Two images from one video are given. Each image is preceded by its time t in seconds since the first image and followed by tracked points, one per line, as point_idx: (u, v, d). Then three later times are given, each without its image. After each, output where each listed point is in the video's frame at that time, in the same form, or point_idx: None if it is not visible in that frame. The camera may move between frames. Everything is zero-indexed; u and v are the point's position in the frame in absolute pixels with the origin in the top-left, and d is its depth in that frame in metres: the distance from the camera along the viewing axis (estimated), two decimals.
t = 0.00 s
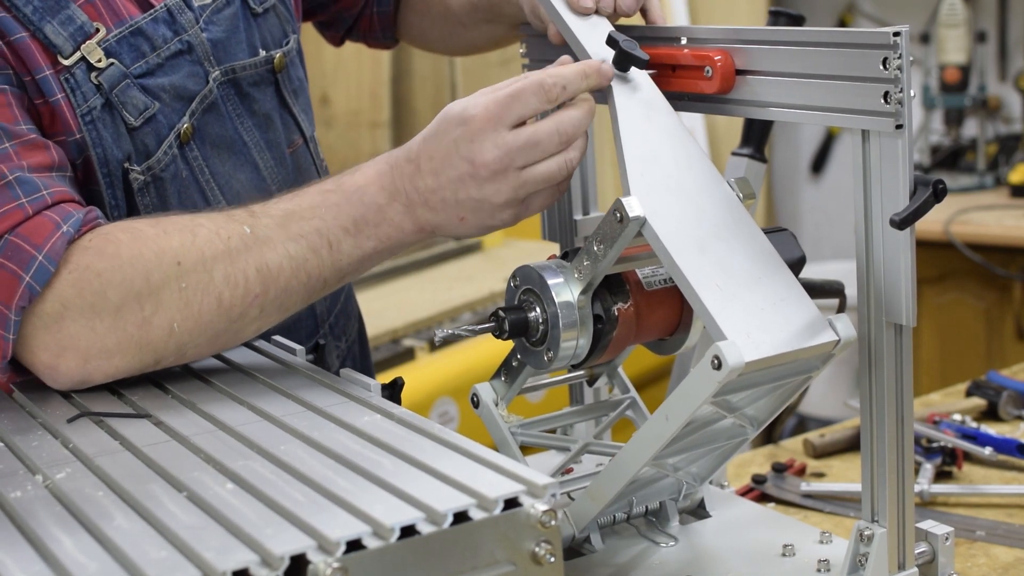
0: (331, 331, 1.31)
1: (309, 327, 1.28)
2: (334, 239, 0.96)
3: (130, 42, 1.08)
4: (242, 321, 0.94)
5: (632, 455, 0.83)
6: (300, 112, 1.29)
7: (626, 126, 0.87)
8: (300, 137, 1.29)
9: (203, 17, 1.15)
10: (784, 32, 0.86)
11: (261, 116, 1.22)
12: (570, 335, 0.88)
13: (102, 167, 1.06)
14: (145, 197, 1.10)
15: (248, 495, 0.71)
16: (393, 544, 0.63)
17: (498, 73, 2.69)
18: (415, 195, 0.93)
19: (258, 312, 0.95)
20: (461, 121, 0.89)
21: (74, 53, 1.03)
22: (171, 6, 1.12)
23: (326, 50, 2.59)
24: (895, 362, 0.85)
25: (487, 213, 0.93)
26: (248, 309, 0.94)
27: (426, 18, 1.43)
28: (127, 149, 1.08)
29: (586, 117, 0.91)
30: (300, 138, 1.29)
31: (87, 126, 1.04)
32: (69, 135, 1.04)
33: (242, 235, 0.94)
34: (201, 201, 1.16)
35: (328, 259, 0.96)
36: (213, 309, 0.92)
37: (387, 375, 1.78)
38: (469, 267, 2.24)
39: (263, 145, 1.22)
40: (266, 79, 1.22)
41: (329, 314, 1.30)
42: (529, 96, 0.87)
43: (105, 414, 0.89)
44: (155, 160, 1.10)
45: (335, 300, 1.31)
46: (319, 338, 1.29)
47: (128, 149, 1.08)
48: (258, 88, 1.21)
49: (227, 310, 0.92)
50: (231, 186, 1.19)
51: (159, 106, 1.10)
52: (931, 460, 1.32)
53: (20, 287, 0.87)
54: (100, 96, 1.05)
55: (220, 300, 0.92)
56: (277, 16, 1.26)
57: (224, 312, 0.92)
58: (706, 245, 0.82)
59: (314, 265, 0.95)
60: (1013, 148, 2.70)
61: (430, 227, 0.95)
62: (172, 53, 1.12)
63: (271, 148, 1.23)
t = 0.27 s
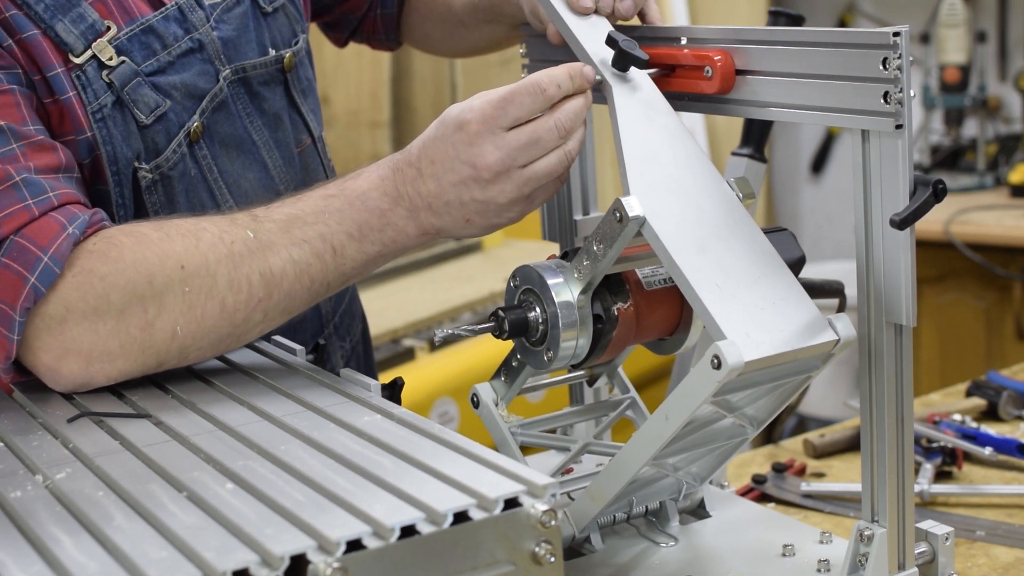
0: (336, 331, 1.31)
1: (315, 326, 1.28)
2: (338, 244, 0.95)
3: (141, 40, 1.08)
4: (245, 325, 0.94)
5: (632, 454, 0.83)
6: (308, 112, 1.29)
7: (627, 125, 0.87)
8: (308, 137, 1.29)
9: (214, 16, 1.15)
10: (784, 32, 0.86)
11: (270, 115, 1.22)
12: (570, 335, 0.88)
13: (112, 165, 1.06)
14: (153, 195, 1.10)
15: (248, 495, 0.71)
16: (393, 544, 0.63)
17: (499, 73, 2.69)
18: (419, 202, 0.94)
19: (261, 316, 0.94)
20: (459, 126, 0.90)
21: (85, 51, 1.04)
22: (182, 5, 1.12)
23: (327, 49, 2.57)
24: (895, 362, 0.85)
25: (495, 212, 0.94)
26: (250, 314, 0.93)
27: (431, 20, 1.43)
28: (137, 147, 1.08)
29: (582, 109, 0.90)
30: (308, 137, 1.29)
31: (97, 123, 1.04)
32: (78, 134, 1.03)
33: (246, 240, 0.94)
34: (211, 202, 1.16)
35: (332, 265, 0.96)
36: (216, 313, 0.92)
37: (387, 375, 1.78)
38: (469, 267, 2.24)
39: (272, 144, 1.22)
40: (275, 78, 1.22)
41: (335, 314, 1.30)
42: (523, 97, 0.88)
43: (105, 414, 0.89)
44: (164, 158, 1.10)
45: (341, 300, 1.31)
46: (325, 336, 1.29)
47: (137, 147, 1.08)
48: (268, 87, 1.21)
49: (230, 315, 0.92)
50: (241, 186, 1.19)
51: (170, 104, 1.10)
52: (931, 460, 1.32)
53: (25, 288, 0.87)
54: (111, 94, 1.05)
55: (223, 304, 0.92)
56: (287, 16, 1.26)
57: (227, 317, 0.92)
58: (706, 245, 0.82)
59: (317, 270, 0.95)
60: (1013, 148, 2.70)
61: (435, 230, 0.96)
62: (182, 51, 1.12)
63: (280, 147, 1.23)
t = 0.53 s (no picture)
0: (339, 331, 1.31)
1: (317, 324, 1.28)
2: (339, 240, 0.95)
3: (146, 39, 1.08)
4: (247, 321, 0.94)
5: (632, 454, 0.83)
6: (312, 112, 1.29)
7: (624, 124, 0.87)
8: (311, 138, 1.29)
9: (218, 15, 1.15)
10: (784, 32, 0.86)
11: (274, 115, 1.22)
12: (570, 335, 0.88)
13: (116, 165, 1.05)
14: (157, 194, 1.10)
15: (248, 495, 0.71)
16: (393, 544, 0.63)
17: (499, 73, 2.69)
18: (418, 195, 0.94)
19: (263, 313, 0.95)
20: (456, 118, 0.90)
21: (90, 50, 1.04)
22: (186, 4, 1.12)
23: (328, 48, 2.59)
24: (895, 362, 0.85)
25: (489, 207, 0.93)
26: (252, 310, 0.94)
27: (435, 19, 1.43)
28: (141, 146, 1.08)
29: (580, 107, 0.90)
30: (311, 138, 1.29)
31: (103, 122, 1.04)
32: (83, 133, 1.03)
33: (247, 236, 0.94)
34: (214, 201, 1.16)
35: (334, 261, 0.96)
36: (218, 309, 0.92)
37: (387, 375, 1.78)
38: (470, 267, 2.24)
39: (276, 143, 1.22)
40: (279, 78, 1.22)
41: (337, 314, 1.30)
42: (518, 88, 0.87)
43: (105, 414, 0.89)
44: (169, 157, 1.10)
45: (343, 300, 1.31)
46: (329, 336, 1.29)
47: (142, 146, 1.08)
48: (273, 88, 1.21)
49: (232, 310, 0.93)
50: (244, 185, 1.19)
51: (175, 103, 1.10)
52: (931, 460, 1.32)
53: (29, 286, 0.87)
54: (115, 93, 1.05)
55: (225, 300, 0.92)
56: (290, 16, 1.26)
57: (229, 312, 0.92)
58: (706, 245, 0.82)
59: (319, 266, 0.95)
60: (1013, 148, 2.70)
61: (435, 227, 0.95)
62: (187, 51, 1.12)
63: (284, 147, 1.23)
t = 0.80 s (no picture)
0: (338, 330, 1.31)
1: (316, 323, 1.28)
2: (332, 228, 0.95)
3: (144, 38, 1.08)
4: (241, 312, 0.94)
5: (633, 454, 0.83)
6: (310, 111, 1.29)
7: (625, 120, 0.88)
8: (309, 137, 1.29)
9: (216, 15, 1.15)
10: (785, 32, 0.86)
11: (272, 115, 1.22)
12: (571, 335, 0.88)
13: (113, 162, 1.05)
14: (155, 193, 1.10)
15: (248, 495, 0.71)
16: (393, 544, 0.63)
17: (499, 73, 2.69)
18: (411, 179, 0.94)
19: (258, 302, 0.94)
20: (460, 99, 0.90)
21: (89, 48, 1.04)
22: (185, 4, 1.12)
23: (327, 46, 2.58)
24: (896, 362, 0.85)
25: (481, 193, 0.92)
26: (246, 299, 0.93)
27: (435, 15, 1.43)
28: (139, 146, 1.08)
29: (584, 101, 0.90)
30: (309, 137, 1.28)
31: (100, 121, 1.04)
32: (82, 131, 1.03)
33: (240, 225, 0.94)
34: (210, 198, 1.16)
35: (327, 249, 0.95)
36: (211, 299, 0.91)
37: (387, 374, 1.78)
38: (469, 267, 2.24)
39: (274, 142, 1.22)
40: (277, 78, 1.22)
41: (336, 313, 1.30)
42: (525, 72, 0.88)
43: (105, 414, 0.89)
44: (166, 156, 1.10)
45: (341, 299, 1.31)
46: (327, 335, 1.29)
47: (140, 146, 1.08)
48: (270, 87, 1.21)
49: (226, 300, 0.92)
50: (242, 184, 1.18)
51: (173, 102, 1.10)
52: (931, 460, 1.32)
53: (24, 281, 0.87)
54: (114, 92, 1.05)
55: (218, 290, 0.91)
56: (289, 16, 1.26)
57: (222, 301, 0.92)
58: (707, 246, 0.82)
59: (312, 254, 0.94)
60: (1013, 148, 2.70)
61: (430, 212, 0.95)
62: (185, 50, 1.12)
63: (282, 146, 1.23)
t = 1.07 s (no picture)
0: (335, 329, 1.31)
1: (313, 323, 1.27)
2: (340, 210, 0.94)
3: (143, 35, 1.08)
4: (249, 297, 0.93)
5: (634, 453, 0.83)
6: (307, 109, 1.28)
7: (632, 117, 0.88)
8: (306, 134, 1.28)
9: (215, 12, 1.15)
10: (785, 32, 0.86)
11: (269, 113, 1.21)
12: (573, 334, 0.88)
13: (112, 161, 1.05)
14: (150, 189, 1.10)
15: (248, 495, 0.71)
16: (393, 544, 0.63)
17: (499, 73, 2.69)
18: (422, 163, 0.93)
19: (266, 288, 0.94)
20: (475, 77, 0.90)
21: (88, 44, 1.04)
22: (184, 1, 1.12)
23: (326, 46, 2.53)
24: (896, 362, 0.85)
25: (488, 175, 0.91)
26: (253, 284, 0.92)
27: (439, 11, 1.44)
28: (136, 143, 1.08)
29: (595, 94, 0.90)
30: (306, 135, 1.28)
31: (98, 119, 1.04)
32: (82, 126, 1.04)
33: (247, 210, 0.94)
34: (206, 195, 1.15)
35: (334, 232, 0.94)
36: (219, 283, 0.91)
37: (387, 375, 1.78)
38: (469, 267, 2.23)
39: (271, 141, 1.21)
40: (275, 75, 1.22)
41: (333, 313, 1.30)
42: (544, 57, 0.88)
43: (105, 414, 0.89)
44: (163, 153, 1.10)
45: (338, 298, 1.31)
46: (323, 334, 1.29)
47: (138, 143, 1.08)
48: (268, 86, 1.21)
49: (233, 284, 0.92)
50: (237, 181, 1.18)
51: (171, 100, 1.10)
52: (931, 460, 1.32)
53: (32, 267, 0.87)
54: (112, 90, 1.05)
55: (225, 274, 0.91)
56: (288, 15, 1.26)
57: (230, 286, 0.91)
58: (707, 245, 0.82)
59: (319, 238, 0.94)
60: (1013, 148, 2.70)
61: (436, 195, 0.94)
62: (184, 48, 1.12)
63: (279, 144, 1.23)
